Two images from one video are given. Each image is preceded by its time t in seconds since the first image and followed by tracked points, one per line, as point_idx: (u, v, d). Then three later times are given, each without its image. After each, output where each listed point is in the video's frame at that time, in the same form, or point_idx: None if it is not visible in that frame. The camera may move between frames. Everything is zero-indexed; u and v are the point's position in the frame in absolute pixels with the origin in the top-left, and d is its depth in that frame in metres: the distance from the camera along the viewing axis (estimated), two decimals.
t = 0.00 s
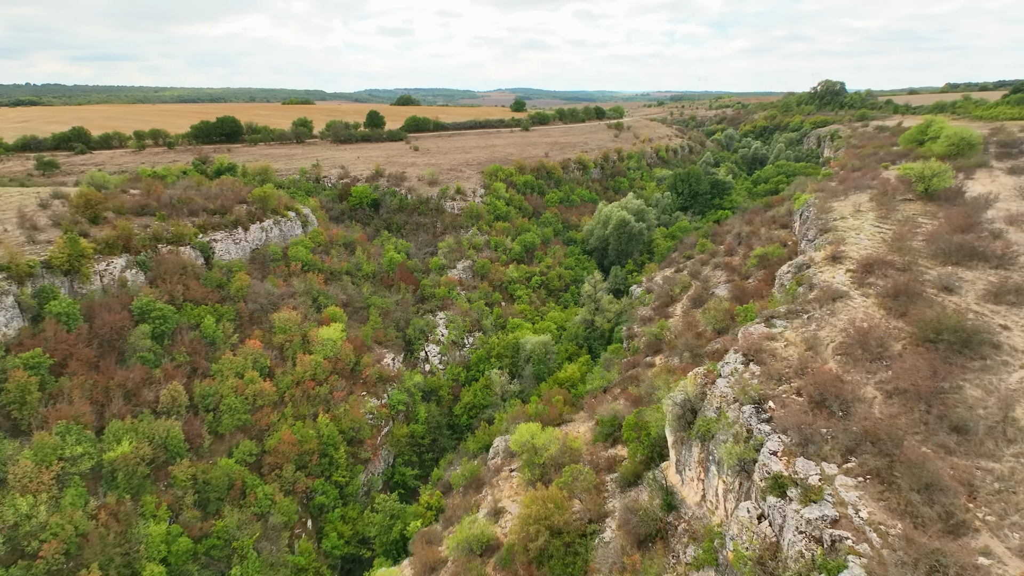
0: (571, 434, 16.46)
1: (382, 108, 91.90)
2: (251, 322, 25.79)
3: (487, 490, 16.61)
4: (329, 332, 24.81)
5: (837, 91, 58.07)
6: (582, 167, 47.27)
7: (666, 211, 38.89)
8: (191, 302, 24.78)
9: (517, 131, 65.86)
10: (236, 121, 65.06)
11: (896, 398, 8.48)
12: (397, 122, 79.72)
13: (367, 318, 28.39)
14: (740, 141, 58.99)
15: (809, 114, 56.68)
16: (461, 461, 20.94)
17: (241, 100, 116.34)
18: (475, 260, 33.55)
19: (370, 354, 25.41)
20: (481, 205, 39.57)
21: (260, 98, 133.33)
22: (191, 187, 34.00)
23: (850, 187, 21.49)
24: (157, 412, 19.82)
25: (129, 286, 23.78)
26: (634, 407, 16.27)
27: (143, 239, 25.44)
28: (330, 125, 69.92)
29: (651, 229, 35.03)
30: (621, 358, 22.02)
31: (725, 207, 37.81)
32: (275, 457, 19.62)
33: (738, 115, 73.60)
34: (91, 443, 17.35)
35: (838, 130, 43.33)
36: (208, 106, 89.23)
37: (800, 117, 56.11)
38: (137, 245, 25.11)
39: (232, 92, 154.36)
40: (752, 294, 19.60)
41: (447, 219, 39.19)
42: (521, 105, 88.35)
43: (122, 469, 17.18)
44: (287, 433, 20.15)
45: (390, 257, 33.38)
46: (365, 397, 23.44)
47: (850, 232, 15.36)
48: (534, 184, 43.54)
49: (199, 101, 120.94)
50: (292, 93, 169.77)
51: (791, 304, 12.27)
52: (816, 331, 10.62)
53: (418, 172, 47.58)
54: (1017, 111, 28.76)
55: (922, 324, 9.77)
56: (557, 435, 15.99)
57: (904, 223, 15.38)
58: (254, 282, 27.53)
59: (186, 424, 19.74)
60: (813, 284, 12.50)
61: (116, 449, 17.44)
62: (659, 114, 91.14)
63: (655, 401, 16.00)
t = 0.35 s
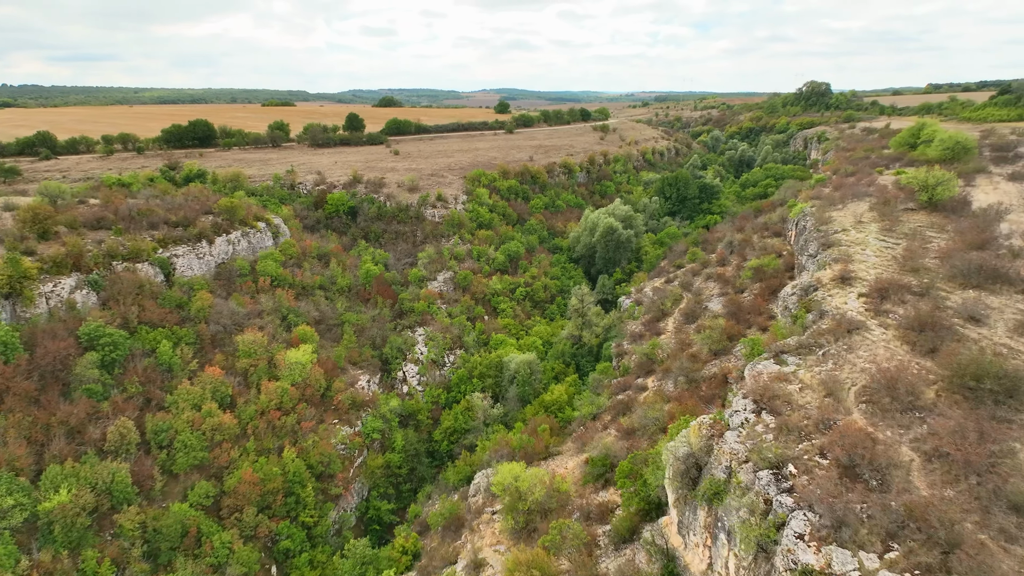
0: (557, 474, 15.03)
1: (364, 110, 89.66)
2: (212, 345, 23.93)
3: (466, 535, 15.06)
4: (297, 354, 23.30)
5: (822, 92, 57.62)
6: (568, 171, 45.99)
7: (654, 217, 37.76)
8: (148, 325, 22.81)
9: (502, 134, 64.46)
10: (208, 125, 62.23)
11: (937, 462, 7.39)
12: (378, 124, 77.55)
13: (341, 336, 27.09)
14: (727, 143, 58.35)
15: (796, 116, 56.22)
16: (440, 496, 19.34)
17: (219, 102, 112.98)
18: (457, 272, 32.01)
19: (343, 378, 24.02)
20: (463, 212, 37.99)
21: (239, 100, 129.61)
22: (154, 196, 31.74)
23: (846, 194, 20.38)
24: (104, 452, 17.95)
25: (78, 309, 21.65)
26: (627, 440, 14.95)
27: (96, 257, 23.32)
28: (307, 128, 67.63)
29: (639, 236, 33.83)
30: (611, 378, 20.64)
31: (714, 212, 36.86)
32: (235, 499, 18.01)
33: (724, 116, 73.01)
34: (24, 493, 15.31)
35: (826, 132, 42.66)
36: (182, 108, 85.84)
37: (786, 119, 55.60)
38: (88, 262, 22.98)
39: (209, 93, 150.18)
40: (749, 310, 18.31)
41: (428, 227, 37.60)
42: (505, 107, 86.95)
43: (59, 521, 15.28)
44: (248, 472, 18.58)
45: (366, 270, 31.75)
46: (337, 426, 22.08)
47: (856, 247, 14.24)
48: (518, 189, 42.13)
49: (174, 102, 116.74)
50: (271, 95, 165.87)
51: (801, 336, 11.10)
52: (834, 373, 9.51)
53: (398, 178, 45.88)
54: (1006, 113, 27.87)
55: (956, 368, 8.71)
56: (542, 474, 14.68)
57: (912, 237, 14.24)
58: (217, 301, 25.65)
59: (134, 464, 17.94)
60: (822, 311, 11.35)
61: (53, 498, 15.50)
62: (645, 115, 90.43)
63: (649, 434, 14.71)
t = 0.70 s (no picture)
0: (541, 521, 13.61)
1: (342, 112, 87.28)
2: (167, 372, 21.85)
3: None
4: (259, 382, 21.63)
5: (805, 93, 57.26)
6: (551, 175, 44.71)
7: (639, 222, 36.66)
8: (95, 352, 20.57)
9: (483, 137, 62.99)
10: (177, 129, 59.20)
11: (993, 546, 6.03)
12: (355, 127, 75.28)
13: (310, 356, 25.61)
14: (711, 144, 57.78)
15: (779, 117, 55.88)
16: (416, 536, 17.64)
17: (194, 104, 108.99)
18: (435, 284, 30.43)
19: (309, 406, 22.51)
20: (442, 220, 36.39)
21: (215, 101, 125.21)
22: (109, 207, 29.24)
23: (841, 201, 19.27)
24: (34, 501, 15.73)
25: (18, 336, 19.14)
26: (617, 481, 13.69)
27: (37, 277, 20.97)
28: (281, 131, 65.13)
29: (624, 243, 32.65)
30: (598, 401, 19.27)
31: (700, 217, 35.94)
32: (186, 550, 16.18)
33: (707, 117, 72.60)
34: None
35: (810, 133, 42.16)
36: (151, 110, 82.28)
37: (770, 120, 55.21)
38: (28, 283, 20.63)
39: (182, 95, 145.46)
40: (743, 328, 17.04)
41: (405, 237, 35.96)
42: (487, 109, 85.42)
43: None
44: (201, 518, 16.89)
45: (339, 283, 29.96)
46: (305, 459, 20.55)
47: (861, 264, 13.07)
48: (500, 195, 40.67)
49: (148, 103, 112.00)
50: (249, 95, 161.32)
51: (812, 376, 9.90)
52: (856, 425, 8.30)
53: (375, 184, 44.06)
54: (992, 113, 27.21)
55: (999, 418, 7.46)
56: (524, 522, 13.38)
57: (919, 253, 13.10)
58: (173, 322, 23.50)
59: (70, 514, 15.96)
60: (833, 345, 10.17)
61: None
62: (628, 116, 89.78)
63: (641, 473, 13.40)
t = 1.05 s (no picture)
0: None
1: (316, 115, 84.51)
2: (112, 405, 19.36)
3: None
4: (212, 414, 19.58)
5: (784, 93, 57.13)
6: (530, 179, 43.41)
7: (621, 227, 35.59)
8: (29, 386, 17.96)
9: (461, 139, 61.39)
10: (139, 133, 55.21)
11: None
12: (328, 131, 72.77)
13: (274, 378, 23.79)
14: (692, 146, 57.32)
15: (758, 118, 55.75)
16: None
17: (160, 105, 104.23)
18: (410, 298, 28.74)
19: (269, 439, 20.63)
20: (417, 228, 34.63)
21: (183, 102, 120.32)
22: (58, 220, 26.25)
23: (832, 209, 18.29)
24: None
25: None
26: (605, 528, 12.37)
27: None
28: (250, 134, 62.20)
29: (607, 251, 31.45)
30: (582, 427, 17.91)
31: (683, 221, 35.06)
32: None
33: (686, 118, 72.42)
34: None
35: (791, 134, 41.80)
36: (113, 112, 78.08)
37: (749, 121, 55.01)
38: None
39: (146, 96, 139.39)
40: (735, 347, 15.87)
41: (378, 247, 34.15)
42: (465, 110, 83.80)
43: None
44: None
45: (306, 299, 27.98)
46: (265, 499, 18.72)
47: (866, 282, 11.95)
48: (478, 201, 39.16)
49: (110, 104, 106.63)
50: (219, 96, 155.77)
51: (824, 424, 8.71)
52: (886, 492, 7.09)
53: (347, 191, 42.05)
54: (973, 115, 26.83)
55: None
56: None
57: (925, 269, 12.06)
58: (119, 347, 20.94)
59: None
60: (848, 385, 8.95)
61: None
62: (608, 117, 89.26)
63: (632, 519, 12.08)
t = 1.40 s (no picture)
0: None
1: (284, 117, 81.24)
2: (43, 446, 16.53)
3: None
4: (156, 453, 17.21)
5: (760, 94, 57.07)
6: (506, 183, 41.98)
7: (600, 233, 34.47)
8: None
9: (435, 142, 59.59)
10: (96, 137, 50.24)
11: None
12: (297, 133, 69.84)
13: (229, 407, 21.60)
14: (669, 147, 56.86)
15: (734, 119, 55.68)
16: None
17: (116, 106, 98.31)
18: (379, 314, 26.87)
19: (222, 476, 18.57)
20: (387, 237, 32.72)
21: (144, 104, 114.34)
22: None
23: (821, 217, 17.34)
24: None
25: None
26: None
27: None
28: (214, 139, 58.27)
29: (586, 258, 30.20)
30: (563, 457, 16.51)
31: (663, 226, 34.17)
32: None
33: (663, 119, 72.13)
34: None
35: (768, 135, 41.54)
36: (63, 112, 73.13)
37: (726, 122, 54.81)
38: None
39: (104, 94, 132.55)
40: (724, 369, 14.65)
41: (345, 258, 32.12)
42: (439, 112, 81.88)
43: None
44: None
45: (267, 316, 25.84)
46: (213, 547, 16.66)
47: (868, 304, 10.87)
48: (452, 207, 37.49)
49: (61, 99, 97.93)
50: (182, 97, 149.04)
51: (841, 484, 7.46)
52: None
53: (313, 199, 39.85)
54: (950, 116, 26.64)
55: None
56: None
57: (930, 288, 11.06)
58: (54, 384, 17.76)
59: None
60: (866, 435, 7.75)
61: None
62: (585, 118, 88.60)
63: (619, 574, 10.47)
